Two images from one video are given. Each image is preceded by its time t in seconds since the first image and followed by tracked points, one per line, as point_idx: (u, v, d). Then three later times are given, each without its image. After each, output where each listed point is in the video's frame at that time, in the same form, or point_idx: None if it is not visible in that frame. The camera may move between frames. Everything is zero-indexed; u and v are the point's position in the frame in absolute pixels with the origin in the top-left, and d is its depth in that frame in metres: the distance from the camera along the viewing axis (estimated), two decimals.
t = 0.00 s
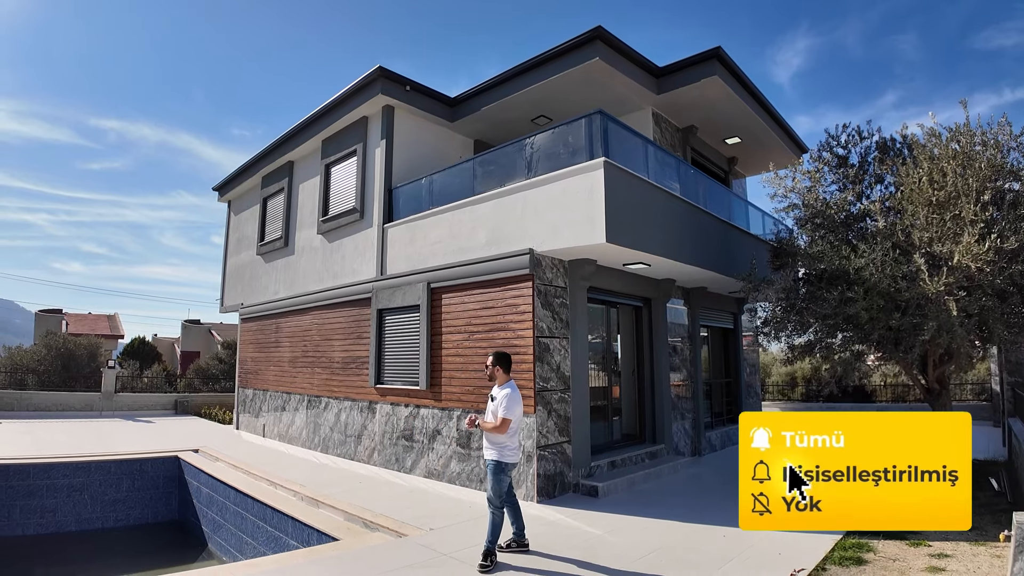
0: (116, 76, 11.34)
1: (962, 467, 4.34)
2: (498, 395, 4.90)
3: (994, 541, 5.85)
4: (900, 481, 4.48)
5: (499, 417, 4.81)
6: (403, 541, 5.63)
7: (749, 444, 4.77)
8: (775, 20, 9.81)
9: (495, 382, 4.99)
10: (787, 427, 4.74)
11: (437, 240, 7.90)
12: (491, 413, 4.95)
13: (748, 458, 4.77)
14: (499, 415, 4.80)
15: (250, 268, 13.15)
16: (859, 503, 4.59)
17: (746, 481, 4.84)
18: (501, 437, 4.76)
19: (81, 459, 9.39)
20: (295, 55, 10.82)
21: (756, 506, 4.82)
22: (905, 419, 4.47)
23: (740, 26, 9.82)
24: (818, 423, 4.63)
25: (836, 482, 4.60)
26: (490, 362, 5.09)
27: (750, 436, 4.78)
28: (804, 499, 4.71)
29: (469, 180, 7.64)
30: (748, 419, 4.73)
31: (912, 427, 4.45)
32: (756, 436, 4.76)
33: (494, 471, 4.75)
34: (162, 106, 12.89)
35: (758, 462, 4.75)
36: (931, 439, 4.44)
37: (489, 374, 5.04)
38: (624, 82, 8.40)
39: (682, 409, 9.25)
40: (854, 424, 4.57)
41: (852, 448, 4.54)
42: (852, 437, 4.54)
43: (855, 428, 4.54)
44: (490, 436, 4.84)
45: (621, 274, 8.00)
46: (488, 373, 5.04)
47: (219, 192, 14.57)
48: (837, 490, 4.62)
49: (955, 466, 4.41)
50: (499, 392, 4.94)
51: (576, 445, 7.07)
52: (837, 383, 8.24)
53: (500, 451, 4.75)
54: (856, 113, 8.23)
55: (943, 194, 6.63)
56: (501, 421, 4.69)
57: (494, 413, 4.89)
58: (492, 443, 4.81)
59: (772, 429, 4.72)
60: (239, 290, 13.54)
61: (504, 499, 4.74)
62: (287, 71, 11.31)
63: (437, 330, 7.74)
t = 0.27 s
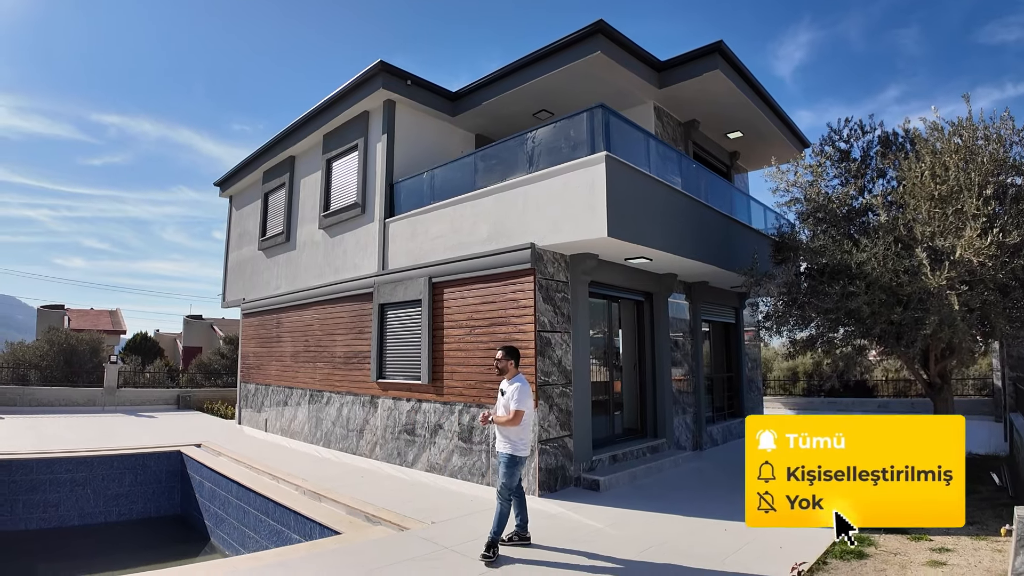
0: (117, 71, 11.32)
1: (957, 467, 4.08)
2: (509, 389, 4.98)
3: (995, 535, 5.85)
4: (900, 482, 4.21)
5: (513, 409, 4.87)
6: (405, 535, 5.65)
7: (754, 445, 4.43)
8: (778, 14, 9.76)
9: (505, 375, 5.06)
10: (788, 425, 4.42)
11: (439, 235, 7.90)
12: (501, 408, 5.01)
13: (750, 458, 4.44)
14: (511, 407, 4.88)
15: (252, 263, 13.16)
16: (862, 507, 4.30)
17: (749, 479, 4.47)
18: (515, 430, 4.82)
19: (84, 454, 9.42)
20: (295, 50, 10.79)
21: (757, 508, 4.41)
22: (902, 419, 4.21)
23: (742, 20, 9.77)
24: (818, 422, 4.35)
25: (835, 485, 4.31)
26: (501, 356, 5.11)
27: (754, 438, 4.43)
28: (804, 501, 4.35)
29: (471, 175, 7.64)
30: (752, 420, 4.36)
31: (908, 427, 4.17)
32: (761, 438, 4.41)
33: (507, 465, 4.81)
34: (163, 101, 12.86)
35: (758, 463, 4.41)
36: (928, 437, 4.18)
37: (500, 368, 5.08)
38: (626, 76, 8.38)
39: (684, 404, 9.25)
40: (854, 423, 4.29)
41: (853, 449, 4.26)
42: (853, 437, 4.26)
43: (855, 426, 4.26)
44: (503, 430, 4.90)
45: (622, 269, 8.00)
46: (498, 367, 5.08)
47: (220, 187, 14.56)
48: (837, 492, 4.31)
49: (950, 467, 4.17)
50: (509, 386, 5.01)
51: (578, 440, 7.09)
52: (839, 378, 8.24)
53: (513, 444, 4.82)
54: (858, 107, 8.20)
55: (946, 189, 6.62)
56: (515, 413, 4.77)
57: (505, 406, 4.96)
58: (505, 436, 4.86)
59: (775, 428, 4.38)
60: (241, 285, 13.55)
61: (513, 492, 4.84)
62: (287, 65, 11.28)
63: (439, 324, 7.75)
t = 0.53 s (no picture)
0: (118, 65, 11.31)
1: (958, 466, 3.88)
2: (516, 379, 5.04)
3: (998, 528, 5.84)
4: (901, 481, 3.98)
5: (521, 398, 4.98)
6: (408, 527, 5.68)
7: (753, 445, 4.20)
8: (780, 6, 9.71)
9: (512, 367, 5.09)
10: (788, 424, 4.19)
11: (440, 227, 7.90)
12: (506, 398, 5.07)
13: (749, 458, 4.24)
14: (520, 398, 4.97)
15: (254, 257, 13.17)
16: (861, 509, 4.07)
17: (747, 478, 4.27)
18: (525, 418, 4.95)
19: (87, 448, 9.45)
20: (296, 43, 10.76)
21: (756, 508, 4.22)
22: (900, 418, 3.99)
23: (745, 12, 9.74)
24: (818, 421, 4.11)
25: (835, 485, 4.07)
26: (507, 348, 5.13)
27: (752, 437, 4.23)
28: (803, 501, 4.14)
29: (472, 168, 7.63)
30: (751, 419, 4.15)
31: (906, 426, 3.94)
32: (759, 438, 4.20)
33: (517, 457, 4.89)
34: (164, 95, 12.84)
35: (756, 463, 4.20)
36: (928, 437, 3.94)
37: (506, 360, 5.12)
38: (628, 68, 8.35)
39: (685, 396, 9.26)
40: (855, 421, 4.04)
41: (854, 450, 4.00)
42: (853, 437, 4.02)
43: (856, 425, 4.02)
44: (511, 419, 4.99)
45: (624, 262, 8.00)
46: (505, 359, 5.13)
47: (222, 180, 14.55)
48: (838, 494, 4.07)
49: (952, 466, 3.96)
50: (515, 376, 5.07)
51: (580, 432, 7.09)
52: (840, 371, 8.23)
53: (523, 434, 4.92)
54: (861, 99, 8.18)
55: (949, 181, 6.60)
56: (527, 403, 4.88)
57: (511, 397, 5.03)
58: (514, 426, 4.96)
59: (774, 427, 4.17)
60: (243, 279, 13.56)
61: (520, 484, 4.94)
62: (288, 58, 11.26)
63: (440, 317, 7.75)
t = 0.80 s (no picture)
0: (119, 57, 11.28)
1: (954, 471, 4.20)
2: (521, 371, 5.06)
3: (999, 519, 5.84)
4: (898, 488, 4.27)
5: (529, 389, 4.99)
6: (410, 517, 5.71)
7: (751, 470, 4.39)
8: None
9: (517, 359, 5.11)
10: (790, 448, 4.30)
11: (441, 219, 7.89)
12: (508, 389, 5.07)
13: (749, 478, 4.44)
14: (525, 389, 4.99)
15: (255, 249, 13.18)
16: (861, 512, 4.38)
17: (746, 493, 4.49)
18: (532, 409, 4.95)
19: (90, 440, 9.49)
20: (297, 35, 10.72)
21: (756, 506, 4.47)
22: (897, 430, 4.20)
23: (747, 3, 9.69)
24: (818, 446, 4.24)
25: (837, 498, 4.32)
26: (511, 338, 5.12)
27: (753, 461, 4.36)
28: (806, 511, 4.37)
29: (474, 159, 7.61)
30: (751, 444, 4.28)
31: (905, 440, 4.16)
32: (758, 463, 4.35)
33: (519, 446, 4.90)
34: (164, 88, 12.82)
35: (758, 487, 4.40)
36: (925, 445, 4.19)
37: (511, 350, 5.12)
38: (630, 59, 8.31)
39: (687, 388, 9.26)
40: (852, 445, 4.19)
41: (852, 471, 4.24)
42: (852, 460, 4.22)
43: (854, 450, 4.18)
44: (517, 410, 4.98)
45: (626, 253, 7.98)
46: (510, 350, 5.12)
47: (223, 173, 14.54)
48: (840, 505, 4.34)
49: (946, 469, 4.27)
50: (519, 368, 5.09)
51: (581, 423, 7.11)
52: (842, 363, 8.23)
53: (525, 425, 4.93)
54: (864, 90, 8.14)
55: (951, 172, 6.58)
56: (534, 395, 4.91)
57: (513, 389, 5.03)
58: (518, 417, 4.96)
59: (773, 454, 4.28)
60: (245, 271, 13.57)
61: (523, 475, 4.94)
62: (289, 49, 11.22)
63: (442, 309, 7.76)
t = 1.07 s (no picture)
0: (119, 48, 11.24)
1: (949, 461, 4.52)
2: (521, 363, 5.04)
3: (999, 510, 5.79)
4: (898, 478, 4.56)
5: (531, 380, 5.00)
6: (412, 507, 5.73)
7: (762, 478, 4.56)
8: None
9: (517, 350, 5.08)
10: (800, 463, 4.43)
11: (443, 209, 7.88)
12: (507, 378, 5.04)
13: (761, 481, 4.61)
14: (525, 381, 4.99)
15: (257, 240, 13.18)
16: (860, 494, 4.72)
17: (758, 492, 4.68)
18: (531, 400, 4.97)
19: (93, 431, 9.53)
20: (297, 25, 10.68)
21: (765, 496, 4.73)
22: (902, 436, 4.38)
23: None
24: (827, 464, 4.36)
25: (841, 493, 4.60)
26: (518, 328, 5.11)
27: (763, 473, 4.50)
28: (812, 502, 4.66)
29: (475, 149, 7.59)
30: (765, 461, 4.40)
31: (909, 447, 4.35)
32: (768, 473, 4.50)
33: (515, 436, 4.93)
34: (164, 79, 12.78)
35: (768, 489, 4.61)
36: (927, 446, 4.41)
37: (515, 340, 5.09)
38: (632, 49, 8.27)
39: (688, 378, 9.27)
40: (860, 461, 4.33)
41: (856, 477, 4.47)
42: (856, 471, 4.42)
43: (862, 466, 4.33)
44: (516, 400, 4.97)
45: (628, 244, 7.97)
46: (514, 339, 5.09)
47: (225, 163, 14.51)
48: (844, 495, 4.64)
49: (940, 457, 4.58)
50: (519, 359, 5.06)
51: (583, 414, 7.12)
52: (844, 353, 8.23)
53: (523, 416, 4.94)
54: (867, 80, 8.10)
55: (955, 163, 6.55)
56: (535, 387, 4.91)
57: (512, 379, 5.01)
58: (516, 407, 4.95)
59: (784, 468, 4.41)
60: (247, 262, 13.57)
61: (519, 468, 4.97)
62: (290, 40, 11.17)
63: (444, 300, 7.76)
